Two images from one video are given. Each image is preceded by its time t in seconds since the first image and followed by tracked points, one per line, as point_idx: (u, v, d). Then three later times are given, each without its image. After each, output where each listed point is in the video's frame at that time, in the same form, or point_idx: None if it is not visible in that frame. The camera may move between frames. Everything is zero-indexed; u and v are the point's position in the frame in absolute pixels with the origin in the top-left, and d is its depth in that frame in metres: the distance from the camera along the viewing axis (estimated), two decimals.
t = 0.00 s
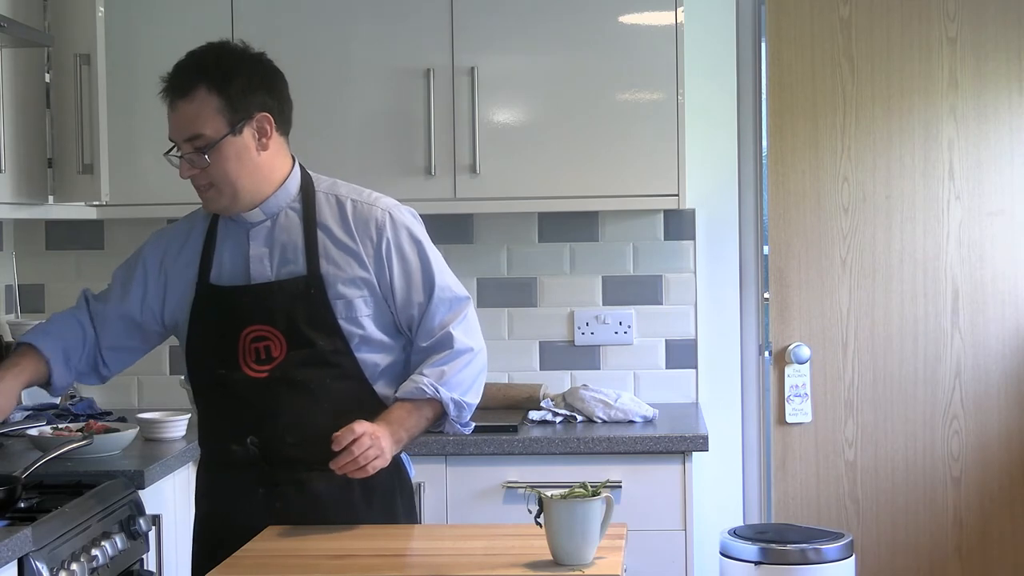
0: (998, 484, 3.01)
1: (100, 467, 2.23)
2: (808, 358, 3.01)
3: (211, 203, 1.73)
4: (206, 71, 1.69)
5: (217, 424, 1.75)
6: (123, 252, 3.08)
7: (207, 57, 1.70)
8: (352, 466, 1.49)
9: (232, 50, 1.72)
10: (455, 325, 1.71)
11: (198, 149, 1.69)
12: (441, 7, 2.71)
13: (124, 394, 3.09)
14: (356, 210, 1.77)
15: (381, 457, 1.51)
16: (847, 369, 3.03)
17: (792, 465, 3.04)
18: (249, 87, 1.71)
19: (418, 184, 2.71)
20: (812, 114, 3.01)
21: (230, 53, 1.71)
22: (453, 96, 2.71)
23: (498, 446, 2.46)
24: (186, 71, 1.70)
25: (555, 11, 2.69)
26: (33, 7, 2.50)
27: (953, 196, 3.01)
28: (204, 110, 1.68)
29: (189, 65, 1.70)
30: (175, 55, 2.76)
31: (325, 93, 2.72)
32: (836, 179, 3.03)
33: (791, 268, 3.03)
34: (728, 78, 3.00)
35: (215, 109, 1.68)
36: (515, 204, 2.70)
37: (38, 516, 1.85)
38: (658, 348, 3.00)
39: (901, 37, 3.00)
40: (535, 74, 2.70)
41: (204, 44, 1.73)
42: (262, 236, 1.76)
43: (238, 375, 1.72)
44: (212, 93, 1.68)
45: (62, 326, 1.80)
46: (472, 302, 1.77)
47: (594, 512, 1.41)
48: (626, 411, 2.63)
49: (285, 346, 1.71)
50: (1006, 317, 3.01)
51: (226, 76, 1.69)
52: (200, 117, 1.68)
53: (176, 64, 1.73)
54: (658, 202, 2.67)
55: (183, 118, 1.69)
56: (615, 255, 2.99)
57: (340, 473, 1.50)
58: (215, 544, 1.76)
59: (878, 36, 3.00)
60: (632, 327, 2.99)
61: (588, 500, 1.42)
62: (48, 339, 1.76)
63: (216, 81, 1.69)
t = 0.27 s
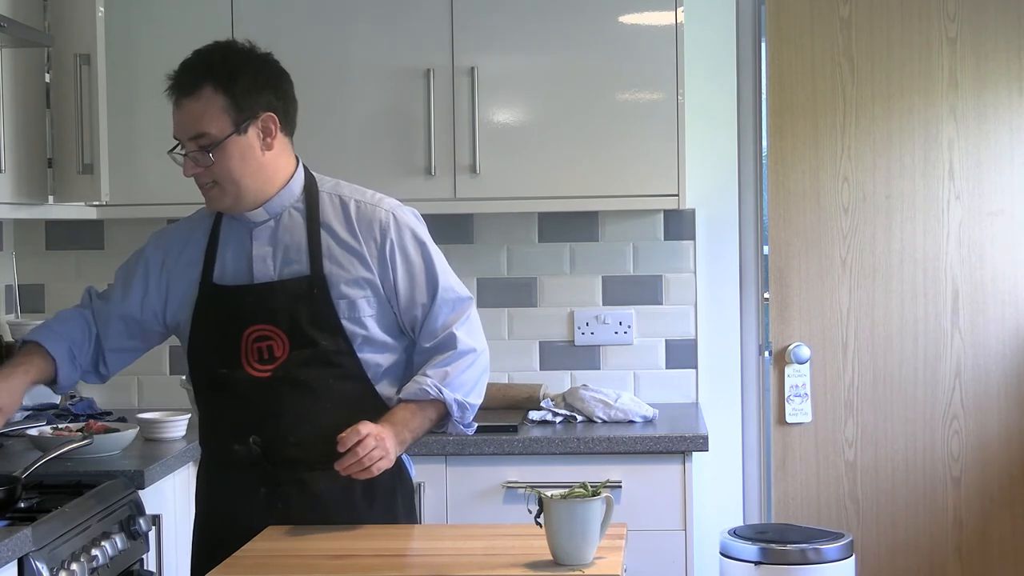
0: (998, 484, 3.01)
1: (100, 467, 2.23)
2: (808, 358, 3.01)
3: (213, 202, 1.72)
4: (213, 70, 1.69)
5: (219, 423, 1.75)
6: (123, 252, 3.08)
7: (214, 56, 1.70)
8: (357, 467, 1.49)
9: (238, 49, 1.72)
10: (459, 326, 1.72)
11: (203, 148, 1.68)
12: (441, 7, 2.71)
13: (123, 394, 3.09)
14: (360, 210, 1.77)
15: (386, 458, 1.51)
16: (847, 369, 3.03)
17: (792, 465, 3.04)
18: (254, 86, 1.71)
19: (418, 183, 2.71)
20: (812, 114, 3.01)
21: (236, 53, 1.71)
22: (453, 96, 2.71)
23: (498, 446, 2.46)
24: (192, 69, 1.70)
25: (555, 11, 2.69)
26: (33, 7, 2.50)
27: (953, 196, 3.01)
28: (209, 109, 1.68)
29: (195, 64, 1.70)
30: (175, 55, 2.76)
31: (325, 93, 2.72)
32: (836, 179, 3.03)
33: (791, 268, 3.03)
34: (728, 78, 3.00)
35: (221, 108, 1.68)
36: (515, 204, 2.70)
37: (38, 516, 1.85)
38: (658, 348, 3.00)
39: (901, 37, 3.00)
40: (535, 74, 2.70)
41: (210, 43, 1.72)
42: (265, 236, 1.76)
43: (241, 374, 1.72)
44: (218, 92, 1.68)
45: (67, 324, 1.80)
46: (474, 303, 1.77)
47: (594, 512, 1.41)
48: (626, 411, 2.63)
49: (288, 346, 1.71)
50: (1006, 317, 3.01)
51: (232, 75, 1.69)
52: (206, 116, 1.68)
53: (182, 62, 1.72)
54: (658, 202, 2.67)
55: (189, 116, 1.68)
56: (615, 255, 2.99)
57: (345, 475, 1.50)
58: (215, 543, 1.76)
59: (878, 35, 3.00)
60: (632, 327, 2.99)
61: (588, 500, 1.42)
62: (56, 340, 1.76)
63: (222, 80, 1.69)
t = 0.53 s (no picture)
0: (998, 484, 3.01)
1: (100, 467, 2.23)
2: (808, 358, 3.01)
3: (210, 204, 1.72)
4: (211, 72, 1.69)
5: (221, 424, 1.75)
6: (123, 252, 3.08)
7: (213, 58, 1.70)
8: (369, 463, 1.48)
9: (237, 51, 1.71)
10: (461, 324, 1.72)
11: (201, 151, 1.68)
12: (441, 7, 2.71)
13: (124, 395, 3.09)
14: (360, 210, 1.76)
15: (395, 453, 1.51)
16: (847, 370, 3.03)
17: (792, 465, 3.04)
18: (253, 88, 1.70)
19: (418, 183, 2.71)
20: (813, 114, 3.01)
21: (235, 55, 1.70)
22: (453, 96, 2.71)
23: (498, 446, 2.46)
24: (191, 72, 1.69)
25: (555, 11, 2.69)
26: (33, 7, 2.50)
27: (953, 196, 3.01)
28: (207, 112, 1.68)
29: (193, 66, 1.70)
30: (175, 55, 2.76)
31: (324, 93, 2.72)
32: (836, 179, 3.03)
33: (791, 268, 3.03)
34: (728, 78, 3.00)
35: (219, 111, 1.68)
36: (515, 204, 2.70)
37: (38, 516, 1.85)
38: (658, 348, 3.00)
39: (901, 37, 3.00)
40: (535, 74, 2.70)
41: (208, 45, 1.72)
42: (266, 237, 1.76)
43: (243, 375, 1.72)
44: (216, 95, 1.68)
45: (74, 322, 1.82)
46: (475, 299, 1.77)
47: (594, 512, 1.41)
48: (626, 411, 2.63)
49: (291, 346, 1.71)
50: (1006, 317, 3.01)
51: (230, 78, 1.69)
52: (204, 119, 1.68)
53: (181, 64, 1.72)
54: (658, 202, 2.67)
55: (187, 119, 1.68)
56: (615, 255, 2.99)
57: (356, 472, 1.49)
58: (217, 544, 1.75)
59: (878, 35, 3.00)
60: (632, 327, 2.99)
61: (588, 500, 1.42)
62: (60, 336, 1.78)
63: (220, 83, 1.69)
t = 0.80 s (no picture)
0: (998, 483, 3.01)
1: (100, 467, 2.23)
2: (808, 358, 3.01)
3: (211, 205, 1.73)
4: (211, 74, 1.68)
5: (221, 423, 1.75)
6: (123, 252, 3.08)
7: (211, 60, 1.69)
8: (372, 464, 1.49)
9: (236, 52, 1.71)
10: (462, 321, 1.72)
11: (201, 152, 1.68)
12: (441, 7, 2.71)
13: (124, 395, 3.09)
14: (360, 209, 1.76)
15: (398, 454, 1.51)
16: (847, 370, 3.03)
17: (792, 465, 3.04)
18: (253, 90, 1.70)
19: (418, 184, 2.71)
20: (812, 114, 3.02)
21: (234, 57, 1.70)
22: (453, 96, 2.71)
23: (498, 446, 2.46)
24: (190, 73, 1.69)
25: (555, 11, 2.69)
26: (33, 7, 2.50)
27: (953, 196, 3.01)
28: (207, 114, 1.68)
29: (193, 67, 1.69)
30: (175, 55, 2.76)
31: (324, 93, 2.72)
32: (836, 179, 3.03)
33: (791, 268, 3.03)
34: (728, 78, 3.00)
35: (218, 113, 1.68)
36: (515, 204, 2.70)
37: (38, 516, 1.85)
38: (658, 348, 3.00)
39: (901, 37, 3.00)
40: (535, 74, 2.70)
41: (207, 46, 1.72)
42: (266, 236, 1.76)
43: (243, 374, 1.72)
44: (216, 97, 1.68)
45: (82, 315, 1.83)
46: (476, 297, 1.77)
47: (594, 511, 1.41)
48: (626, 411, 2.63)
49: (291, 345, 1.71)
50: (1006, 317, 3.01)
51: (230, 79, 1.69)
52: (204, 120, 1.68)
53: (180, 65, 1.72)
54: (658, 202, 2.67)
55: (187, 120, 1.68)
56: (615, 255, 2.99)
57: (358, 472, 1.50)
58: (216, 543, 1.76)
59: (878, 35, 3.00)
60: (632, 328, 2.99)
61: (588, 500, 1.42)
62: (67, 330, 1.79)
63: (220, 84, 1.68)
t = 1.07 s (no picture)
0: (998, 483, 3.01)
1: (100, 467, 2.23)
2: (808, 358, 3.01)
3: (220, 203, 1.73)
4: (222, 72, 1.69)
5: (219, 422, 1.74)
6: (123, 252, 3.08)
7: (223, 57, 1.69)
8: (364, 463, 1.49)
9: (247, 50, 1.71)
10: (463, 324, 1.71)
11: (210, 149, 1.69)
12: (441, 7, 2.71)
13: (124, 395, 3.09)
14: (365, 209, 1.76)
15: (392, 455, 1.51)
16: (847, 370, 3.03)
17: (792, 465, 3.04)
18: (263, 88, 1.70)
19: (418, 183, 2.71)
20: (812, 114, 3.01)
21: (246, 54, 1.70)
22: (453, 95, 2.71)
23: (498, 446, 2.46)
24: (201, 70, 1.70)
25: (555, 11, 2.69)
26: (33, 7, 2.50)
27: (953, 196, 3.01)
28: (217, 111, 1.68)
29: (203, 65, 1.69)
30: (175, 55, 2.76)
31: (324, 93, 2.72)
32: (836, 179, 3.02)
33: (791, 268, 3.03)
34: (728, 78, 3.00)
35: (228, 110, 1.68)
36: (515, 204, 2.70)
37: (38, 516, 1.85)
38: (658, 348, 3.00)
39: (901, 37, 3.00)
40: (535, 74, 2.70)
41: (218, 43, 1.72)
42: (270, 234, 1.76)
43: (242, 372, 1.72)
44: (226, 94, 1.68)
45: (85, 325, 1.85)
46: (479, 302, 1.77)
47: (594, 511, 1.41)
48: (626, 411, 2.63)
49: (290, 344, 1.71)
50: (1006, 317, 3.01)
51: (241, 77, 1.69)
52: (214, 118, 1.68)
53: (191, 61, 1.72)
54: (658, 202, 2.67)
55: (197, 117, 1.69)
56: (615, 255, 2.99)
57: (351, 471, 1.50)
58: (214, 543, 1.76)
59: (878, 35, 3.00)
60: (632, 327, 2.99)
61: (588, 500, 1.42)
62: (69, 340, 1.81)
63: (230, 82, 1.69)
